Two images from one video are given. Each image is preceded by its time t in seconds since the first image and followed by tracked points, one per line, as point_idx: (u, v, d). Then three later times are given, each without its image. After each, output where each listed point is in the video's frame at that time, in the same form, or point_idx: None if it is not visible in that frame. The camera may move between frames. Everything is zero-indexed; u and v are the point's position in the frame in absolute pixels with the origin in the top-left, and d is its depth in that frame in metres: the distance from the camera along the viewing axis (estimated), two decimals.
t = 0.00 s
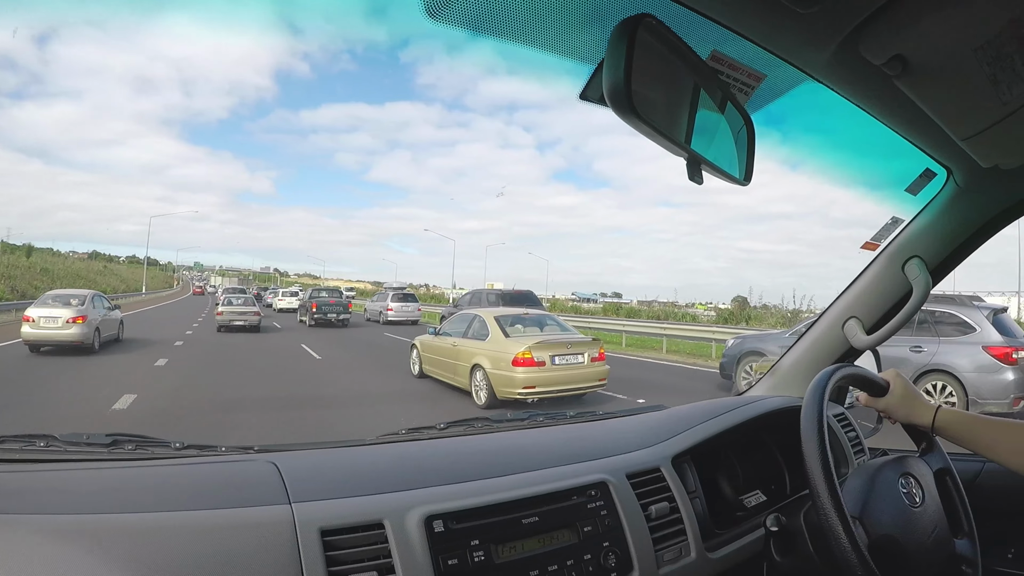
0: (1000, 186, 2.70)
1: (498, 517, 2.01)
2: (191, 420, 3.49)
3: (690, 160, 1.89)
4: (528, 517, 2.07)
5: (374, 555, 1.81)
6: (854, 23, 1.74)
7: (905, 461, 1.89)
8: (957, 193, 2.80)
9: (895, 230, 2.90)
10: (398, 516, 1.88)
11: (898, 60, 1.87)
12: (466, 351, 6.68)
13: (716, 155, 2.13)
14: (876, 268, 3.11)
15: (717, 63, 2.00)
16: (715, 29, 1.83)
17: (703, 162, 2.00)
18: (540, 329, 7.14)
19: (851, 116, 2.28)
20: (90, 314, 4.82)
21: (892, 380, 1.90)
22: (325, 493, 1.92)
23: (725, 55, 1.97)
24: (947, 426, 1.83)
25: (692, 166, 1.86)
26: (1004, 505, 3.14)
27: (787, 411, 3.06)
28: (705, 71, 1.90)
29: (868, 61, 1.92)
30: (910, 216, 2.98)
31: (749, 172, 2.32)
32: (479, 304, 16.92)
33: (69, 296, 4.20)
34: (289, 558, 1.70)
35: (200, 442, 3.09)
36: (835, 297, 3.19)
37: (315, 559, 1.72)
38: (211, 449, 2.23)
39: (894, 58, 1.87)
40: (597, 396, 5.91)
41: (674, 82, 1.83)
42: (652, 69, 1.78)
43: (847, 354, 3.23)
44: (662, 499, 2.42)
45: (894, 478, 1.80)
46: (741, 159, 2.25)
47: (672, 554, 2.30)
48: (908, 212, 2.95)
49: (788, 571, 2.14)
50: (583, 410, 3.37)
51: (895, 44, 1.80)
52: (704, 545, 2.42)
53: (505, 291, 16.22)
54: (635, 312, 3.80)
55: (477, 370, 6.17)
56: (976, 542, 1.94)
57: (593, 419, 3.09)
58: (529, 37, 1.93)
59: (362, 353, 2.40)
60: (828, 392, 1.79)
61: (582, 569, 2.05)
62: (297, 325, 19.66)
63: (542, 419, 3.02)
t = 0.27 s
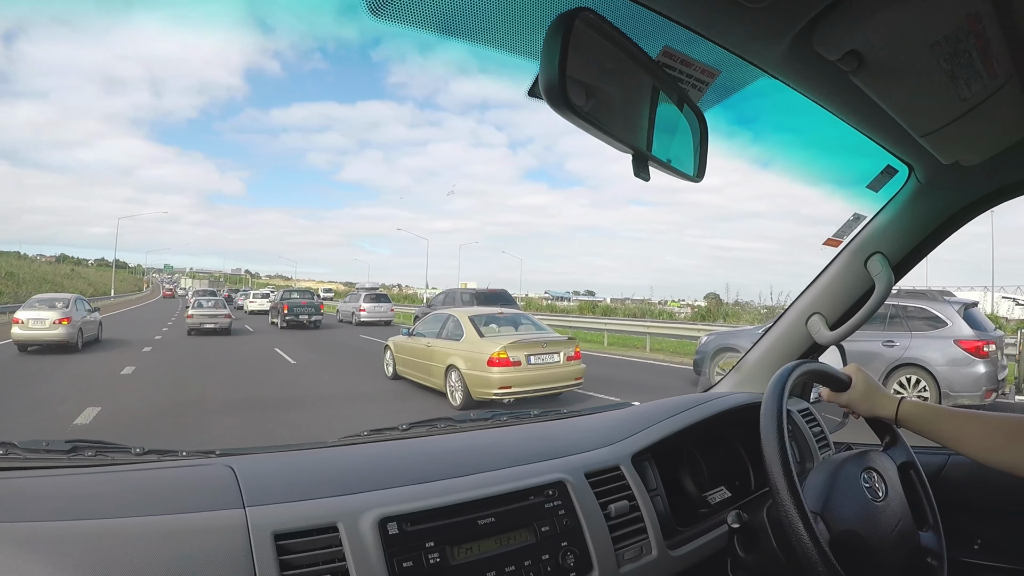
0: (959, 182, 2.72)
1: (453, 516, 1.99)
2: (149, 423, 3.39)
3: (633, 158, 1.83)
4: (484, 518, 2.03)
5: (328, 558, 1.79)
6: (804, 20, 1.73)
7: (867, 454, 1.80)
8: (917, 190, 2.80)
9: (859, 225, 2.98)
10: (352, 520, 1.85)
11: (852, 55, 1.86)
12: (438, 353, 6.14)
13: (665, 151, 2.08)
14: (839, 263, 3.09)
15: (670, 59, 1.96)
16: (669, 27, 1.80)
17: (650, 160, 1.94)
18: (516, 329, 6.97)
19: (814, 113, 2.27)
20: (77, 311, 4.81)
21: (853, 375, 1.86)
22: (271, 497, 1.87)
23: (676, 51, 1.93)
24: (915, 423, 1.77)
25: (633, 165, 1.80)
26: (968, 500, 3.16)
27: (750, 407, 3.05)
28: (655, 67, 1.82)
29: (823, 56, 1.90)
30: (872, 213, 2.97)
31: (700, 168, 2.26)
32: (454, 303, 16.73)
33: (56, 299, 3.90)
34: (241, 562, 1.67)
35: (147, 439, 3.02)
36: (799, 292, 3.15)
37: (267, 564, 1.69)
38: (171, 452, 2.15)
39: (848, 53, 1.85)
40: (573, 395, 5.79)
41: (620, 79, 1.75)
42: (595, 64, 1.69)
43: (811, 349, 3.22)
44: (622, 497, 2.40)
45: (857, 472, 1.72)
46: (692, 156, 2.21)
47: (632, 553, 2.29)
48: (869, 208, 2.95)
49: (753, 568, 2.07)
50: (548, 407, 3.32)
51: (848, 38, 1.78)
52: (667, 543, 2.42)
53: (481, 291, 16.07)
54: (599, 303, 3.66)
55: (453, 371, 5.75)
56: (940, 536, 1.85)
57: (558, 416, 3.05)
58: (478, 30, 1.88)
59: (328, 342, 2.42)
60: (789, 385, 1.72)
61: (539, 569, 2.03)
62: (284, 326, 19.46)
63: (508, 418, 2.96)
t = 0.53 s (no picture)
0: (914, 182, 2.69)
1: (399, 520, 1.87)
2: (102, 415, 3.19)
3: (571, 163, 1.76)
4: (433, 523, 1.92)
5: (279, 566, 1.68)
6: (752, 21, 1.69)
7: (825, 452, 1.71)
8: (874, 189, 2.74)
9: (815, 225, 2.92)
10: (302, 529, 1.73)
11: (800, 55, 1.84)
12: (408, 357, 4.65)
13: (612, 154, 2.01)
14: (796, 262, 2.99)
15: (615, 61, 1.87)
16: (620, 33, 1.74)
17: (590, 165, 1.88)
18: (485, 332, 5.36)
19: (766, 115, 2.23)
20: (56, 316, 3.63)
21: (811, 374, 1.79)
22: (234, 502, 1.75)
23: (622, 53, 1.85)
24: (876, 420, 1.70)
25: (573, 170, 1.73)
26: (930, 497, 3.11)
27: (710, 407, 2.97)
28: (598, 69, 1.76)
29: (771, 57, 1.88)
30: (828, 212, 2.90)
31: (647, 171, 2.21)
32: (423, 305, 15.00)
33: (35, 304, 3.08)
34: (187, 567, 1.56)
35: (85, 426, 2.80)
36: (758, 291, 3.01)
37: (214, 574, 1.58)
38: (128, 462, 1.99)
39: (797, 54, 1.83)
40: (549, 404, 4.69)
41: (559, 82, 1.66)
42: (530, 67, 1.62)
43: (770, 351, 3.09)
44: (575, 501, 2.29)
45: (814, 471, 1.64)
46: (643, 157, 2.14)
47: (588, 556, 2.19)
48: (826, 208, 2.88)
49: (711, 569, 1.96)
50: (502, 409, 3.15)
51: (795, 40, 1.76)
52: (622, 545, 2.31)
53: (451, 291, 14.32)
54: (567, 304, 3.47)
55: (421, 375, 4.38)
56: (901, 531, 1.80)
57: (510, 419, 2.87)
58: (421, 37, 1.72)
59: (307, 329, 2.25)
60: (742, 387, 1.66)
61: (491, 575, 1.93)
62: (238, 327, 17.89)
63: (458, 421, 2.79)
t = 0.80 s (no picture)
0: (878, 181, 2.36)
1: (346, 520, 1.60)
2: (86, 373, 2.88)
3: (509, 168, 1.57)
4: (377, 526, 1.63)
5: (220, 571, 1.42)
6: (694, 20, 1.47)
7: (778, 450, 1.48)
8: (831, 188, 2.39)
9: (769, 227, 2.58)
10: (244, 532, 1.46)
11: (746, 55, 1.60)
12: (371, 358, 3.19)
13: (567, 163, 1.86)
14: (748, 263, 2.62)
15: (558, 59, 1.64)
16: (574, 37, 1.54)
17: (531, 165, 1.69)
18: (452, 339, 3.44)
19: (730, 125, 2.00)
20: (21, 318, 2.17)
21: (761, 372, 1.53)
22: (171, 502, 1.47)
23: (566, 52, 1.62)
24: (828, 422, 1.51)
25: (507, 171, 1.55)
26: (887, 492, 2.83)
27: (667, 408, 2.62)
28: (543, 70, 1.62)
29: (715, 56, 1.63)
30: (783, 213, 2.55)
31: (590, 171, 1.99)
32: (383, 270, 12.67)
33: None
34: None
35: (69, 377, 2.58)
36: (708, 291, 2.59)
37: None
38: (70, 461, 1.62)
39: (743, 53, 1.59)
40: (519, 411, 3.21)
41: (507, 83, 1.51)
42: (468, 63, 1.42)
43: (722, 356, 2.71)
44: (525, 502, 1.95)
45: (765, 470, 1.42)
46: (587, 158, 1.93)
47: (537, 559, 1.86)
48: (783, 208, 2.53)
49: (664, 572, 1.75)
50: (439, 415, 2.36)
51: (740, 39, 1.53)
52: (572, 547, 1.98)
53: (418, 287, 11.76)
54: (534, 310, 2.90)
55: (386, 378, 2.92)
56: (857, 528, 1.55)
57: (461, 417, 2.36)
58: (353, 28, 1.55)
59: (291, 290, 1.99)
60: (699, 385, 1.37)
61: None
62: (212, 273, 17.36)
63: (410, 421, 2.27)
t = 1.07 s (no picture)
0: (824, 181, 2.19)
1: (290, 520, 1.35)
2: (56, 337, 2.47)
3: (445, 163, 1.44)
4: (317, 527, 1.38)
5: None
6: (634, 15, 1.35)
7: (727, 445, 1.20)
8: (780, 188, 2.23)
9: (718, 228, 2.36)
10: (180, 533, 1.22)
11: (689, 52, 1.47)
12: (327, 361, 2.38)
13: (514, 160, 1.74)
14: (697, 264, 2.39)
15: (499, 53, 1.49)
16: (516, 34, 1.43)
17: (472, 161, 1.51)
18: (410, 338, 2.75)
19: (690, 132, 1.92)
20: None
21: (705, 370, 1.36)
22: (106, 503, 1.22)
23: (506, 45, 1.48)
24: (772, 417, 1.37)
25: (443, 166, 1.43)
26: (840, 488, 2.54)
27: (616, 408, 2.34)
28: (485, 65, 1.50)
29: (657, 53, 1.50)
30: (731, 214, 2.35)
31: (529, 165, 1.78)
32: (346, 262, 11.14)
33: None
34: None
35: None
36: (659, 284, 2.35)
37: None
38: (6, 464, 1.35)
39: (684, 50, 1.46)
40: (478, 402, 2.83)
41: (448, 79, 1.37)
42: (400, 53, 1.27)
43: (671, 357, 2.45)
44: (469, 502, 1.67)
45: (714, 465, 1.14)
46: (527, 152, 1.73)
47: (481, 560, 1.59)
48: (729, 210, 2.34)
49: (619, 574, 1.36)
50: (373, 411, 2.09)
51: (684, 33, 1.40)
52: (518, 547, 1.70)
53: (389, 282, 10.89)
54: (494, 313, 2.62)
55: (342, 382, 2.24)
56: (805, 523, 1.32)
57: (410, 416, 2.00)
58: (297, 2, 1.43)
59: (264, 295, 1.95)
60: (650, 379, 1.08)
61: None
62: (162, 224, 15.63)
63: (360, 421, 1.91)
